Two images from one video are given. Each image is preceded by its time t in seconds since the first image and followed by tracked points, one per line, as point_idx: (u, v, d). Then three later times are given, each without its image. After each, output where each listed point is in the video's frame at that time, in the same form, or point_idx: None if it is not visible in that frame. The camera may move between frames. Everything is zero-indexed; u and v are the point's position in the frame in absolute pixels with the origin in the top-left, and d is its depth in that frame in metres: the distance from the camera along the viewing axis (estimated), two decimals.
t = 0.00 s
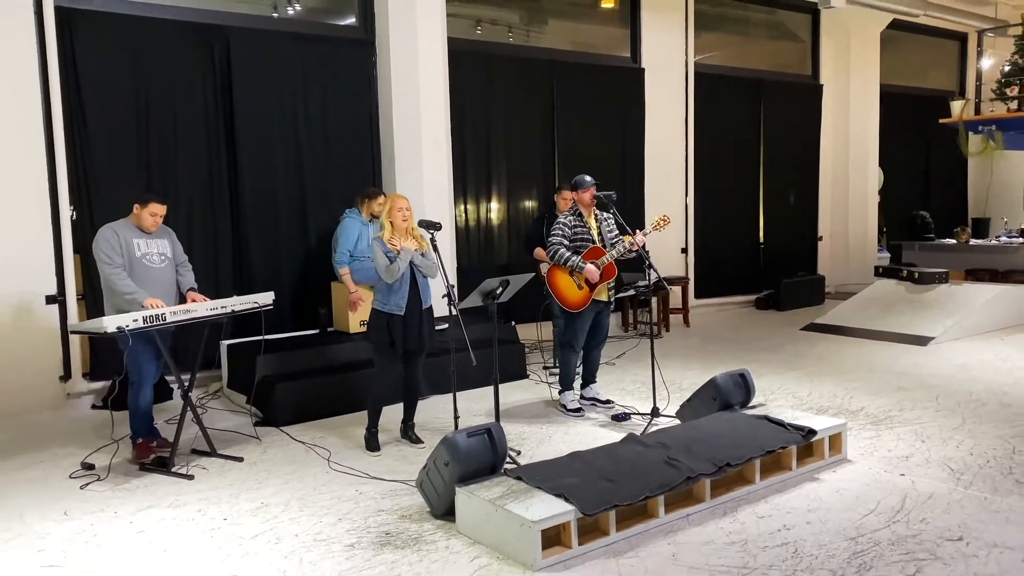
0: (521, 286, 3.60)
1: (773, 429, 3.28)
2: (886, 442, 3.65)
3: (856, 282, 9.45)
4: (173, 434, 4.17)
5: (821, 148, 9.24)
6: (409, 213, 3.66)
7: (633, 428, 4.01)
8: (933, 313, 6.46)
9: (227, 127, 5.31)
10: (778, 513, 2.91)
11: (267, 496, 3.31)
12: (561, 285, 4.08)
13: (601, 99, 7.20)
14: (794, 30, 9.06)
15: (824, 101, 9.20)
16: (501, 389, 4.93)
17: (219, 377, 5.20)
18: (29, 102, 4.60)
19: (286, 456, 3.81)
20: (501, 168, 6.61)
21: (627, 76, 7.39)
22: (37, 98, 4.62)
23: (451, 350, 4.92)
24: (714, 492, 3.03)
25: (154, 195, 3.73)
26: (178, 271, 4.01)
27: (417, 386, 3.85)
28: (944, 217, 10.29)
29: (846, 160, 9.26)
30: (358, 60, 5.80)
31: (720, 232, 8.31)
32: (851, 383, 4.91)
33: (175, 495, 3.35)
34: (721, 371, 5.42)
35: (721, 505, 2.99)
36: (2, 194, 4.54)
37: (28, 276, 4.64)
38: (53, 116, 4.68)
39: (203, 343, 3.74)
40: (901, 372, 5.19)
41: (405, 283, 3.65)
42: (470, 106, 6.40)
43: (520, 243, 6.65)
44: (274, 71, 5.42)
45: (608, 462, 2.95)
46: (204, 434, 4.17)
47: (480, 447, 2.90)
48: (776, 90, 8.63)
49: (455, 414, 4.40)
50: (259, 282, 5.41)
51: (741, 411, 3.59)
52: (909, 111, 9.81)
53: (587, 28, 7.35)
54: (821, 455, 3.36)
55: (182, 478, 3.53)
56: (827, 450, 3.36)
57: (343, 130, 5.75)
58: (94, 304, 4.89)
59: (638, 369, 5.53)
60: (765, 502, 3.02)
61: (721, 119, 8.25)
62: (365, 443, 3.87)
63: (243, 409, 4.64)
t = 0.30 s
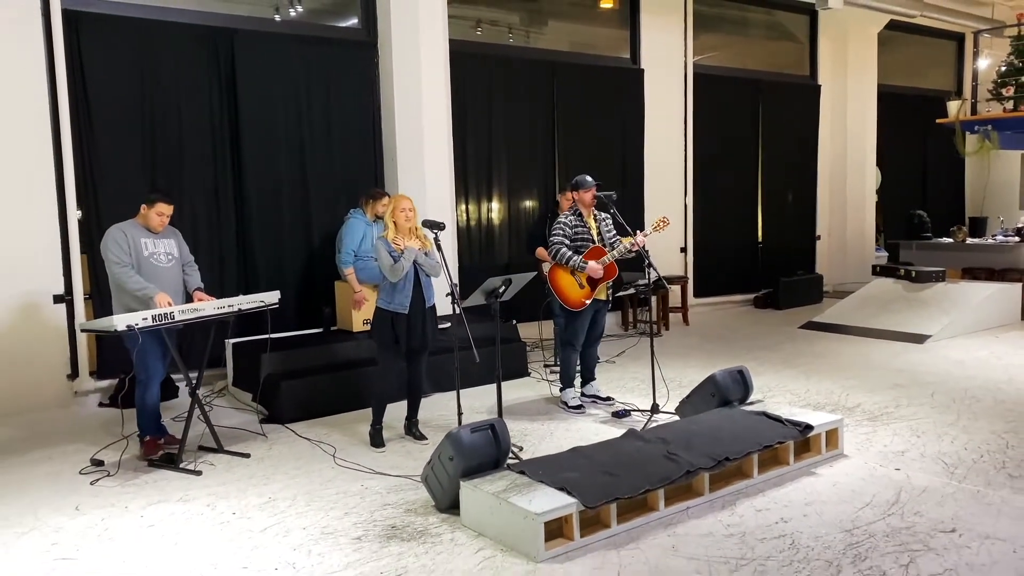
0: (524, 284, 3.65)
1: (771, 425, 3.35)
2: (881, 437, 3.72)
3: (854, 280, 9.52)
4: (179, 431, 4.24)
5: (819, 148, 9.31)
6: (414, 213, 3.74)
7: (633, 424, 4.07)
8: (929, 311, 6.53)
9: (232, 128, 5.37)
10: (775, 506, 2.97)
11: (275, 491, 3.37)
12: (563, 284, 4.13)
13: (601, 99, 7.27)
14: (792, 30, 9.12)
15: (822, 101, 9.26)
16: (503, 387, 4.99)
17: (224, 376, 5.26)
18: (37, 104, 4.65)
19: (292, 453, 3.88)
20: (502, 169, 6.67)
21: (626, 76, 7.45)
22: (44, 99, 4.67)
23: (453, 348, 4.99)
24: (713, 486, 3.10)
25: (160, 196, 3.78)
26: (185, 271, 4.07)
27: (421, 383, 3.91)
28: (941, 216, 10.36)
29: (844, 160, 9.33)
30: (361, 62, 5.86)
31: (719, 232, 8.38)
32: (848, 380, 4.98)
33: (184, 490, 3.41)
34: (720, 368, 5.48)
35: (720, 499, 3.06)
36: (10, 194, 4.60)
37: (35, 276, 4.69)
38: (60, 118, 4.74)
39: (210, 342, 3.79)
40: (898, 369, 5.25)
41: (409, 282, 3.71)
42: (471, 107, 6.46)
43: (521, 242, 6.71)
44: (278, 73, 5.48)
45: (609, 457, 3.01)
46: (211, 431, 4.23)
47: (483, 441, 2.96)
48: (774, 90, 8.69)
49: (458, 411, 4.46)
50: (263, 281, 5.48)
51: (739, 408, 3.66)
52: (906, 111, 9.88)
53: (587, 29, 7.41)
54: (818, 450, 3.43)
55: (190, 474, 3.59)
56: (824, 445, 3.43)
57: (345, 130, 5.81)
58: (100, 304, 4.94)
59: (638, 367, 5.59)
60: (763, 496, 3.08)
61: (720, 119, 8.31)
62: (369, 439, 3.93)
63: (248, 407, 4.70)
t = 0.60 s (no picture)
0: (523, 283, 3.71)
1: (766, 421, 3.40)
2: (875, 433, 3.78)
3: (852, 280, 9.58)
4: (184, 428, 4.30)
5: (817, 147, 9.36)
6: (412, 213, 3.78)
7: (630, 421, 4.14)
8: (925, 309, 6.59)
9: (235, 129, 5.43)
10: (770, 500, 3.03)
11: (278, 487, 3.43)
12: (562, 283, 4.18)
13: (600, 100, 7.32)
14: (790, 30, 9.17)
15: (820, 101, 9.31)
16: (503, 385, 5.05)
17: (227, 374, 5.32)
18: (41, 106, 4.71)
19: (295, 449, 3.93)
20: (502, 169, 6.73)
21: (625, 77, 7.50)
22: (48, 102, 4.72)
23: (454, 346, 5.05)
24: (709, 481, 3.15)
25: (163, 197, 3.84)
26: (188, 270, 4.12)
27: (421, 381, 3.97)
28: (939, 215, 10.42)
29: (841, 160, 9.38)
30: (362, 64, 5.92)
31: (718, 231, 8.44)
32: (845, 378, 5.03)
33: (189, 486, 3.47)
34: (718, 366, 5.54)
35: (716, 493, 3.11)
36: (16, 195, 4.66)
37: (40, 275, 4.75)
38: (65, 119, 4.79)
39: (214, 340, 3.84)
40: (893, 367, 5.31)
41: (406, 281, 3.76)
42: (471, 107, 6.52)
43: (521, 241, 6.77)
44: (280, 76, 5.54)
45: (607, 452, 3.06)
46: (215, 428, 4.29)
47: (484, 437, 3.02)
48: (771, 90, 8.74)
49: (458, 409, 4.52)
50: (266, 281, 5.54)
51: (735, 404, 3.71)
52: (904, 111, 9.93)
53: (586, 30, 7.47)
54: (813, 446, 3.48)
55: (195, 470, 3.65)
56: (819, 441, 3.49)
57: (346, 131, 5.87)
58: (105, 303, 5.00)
59: (636, 365, 5.65)
60: (758, 490, 3.14)
61: (718, 120, 8.37)
62: (371, 436, 3.99)
63: (251, 405, 4.76)
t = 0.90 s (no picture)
0: (519, 282, 3.78)
1: (758, 417, 3.47)
2: (866, 429, 3.85)
3: (849, 279, 9.64)
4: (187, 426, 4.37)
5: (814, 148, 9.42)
6: (404, 213, 3.88)
7: (626, 418, 4.20)
8: (920, 308, 6.65)
9: (236, 130, 5.50)
10: (761, 494, 3.10)
11: (279, 482, 3.50)
12: (558, 283, 4.21)
13: (597, 101, 7.39)
14: (786, 31, 9.23)
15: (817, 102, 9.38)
16: (501, 383, 5.12)
17: (229, 373, 5.40)
18: (46, 108, 4.77)
19: (297, 446, 4.01)
20: (501, 171, 6.81)
21: (622, 78, 7.57)
22: (53, 104, 4.79)
23: (453, 345, 5.12)
24: (701, 476, 3.22)
25: (163, 197, 3.91)
26: (190, 269, 4.20)
27: (418, 379, 4.04)
28: (936, 214, 10.49)
29: (838, 160, 9.45)
30: (362, 66, 5.99)
31: (715, 231, 8.51)
32: (839, 375, 5.10)
33: (193, 482, 3.54)
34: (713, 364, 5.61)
35: (708, 487, 3.18)
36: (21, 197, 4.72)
37: (45, 275, 4.81)
38: (69, 121, 4.86)
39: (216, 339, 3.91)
40: (886, 365, 5.37)
41: (399, 281, 3.84)
42: (470, 109, 6.59)
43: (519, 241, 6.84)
44: (281, 77, 5.61)
45: (600, 447, 3.12)
46: (218, 426, 4.37)
47: (482, 433, 3.09)
48: (768, 91, 8.81)
49: (456, 406, 4.59)
50: (267, 281, 5.62)
51: (728, 401, 3.78)
52: (900, 111, 10.00)
53: (583, 32, 7.54)
54: (804, 441, 3.55)
55: (198, 466, 3.71)
56: (810, 436, 3.55)
57: (346, 132, 5.94)
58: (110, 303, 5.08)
59: (633, 363, 5.72)
60: (750, 484, 3.21)
61: (715, 120, 8.44)
62: (371, 433, 4.06)
63: (253, 403, 4.83)
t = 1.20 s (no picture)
0: (515, 282, 3.86)
1: (749, 412, 3.54)
2: (857, 425, 3.92)
3: (846, 279, 9.71)
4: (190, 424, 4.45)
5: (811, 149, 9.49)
6: (397, 215, 3.97)
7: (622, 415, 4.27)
8: (915, 307, 6.72)
9: (238, 133, 5.59)
10: (752, 487, 3.17)
11: (281, 477, 3.58)
12: (556, 283, 4.29)
13: (596, 103, 7.47)
14: (783, 33, 9.29)
15: (813, 103, 9.45)
16: (500, 381, 5.19)
17: (231, 372, 5.48)
18: (53, 111, 4.84)
19: (298, 443, 4.08)
20: (500, 173, 6.89)
21: (620, 81, 7.65)
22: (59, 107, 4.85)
23: (452, 344, 5.19)
24: (694, 470, 3.29)
25: (165, 200, 3.98)
26: (194, 269, 4.29)
27: (415, 377, 4.11)
28: (933, 215, 10.56)
29: (835, 161, 9.51)
30: (362, 70, 6.07)
31: (713, 231, 8.58)
32: (833, 373, 5.17)
33: (197, 478, 3.62)
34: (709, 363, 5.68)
35: (700, 481, 3.25)
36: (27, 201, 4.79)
37: (51, 276, 4.89)
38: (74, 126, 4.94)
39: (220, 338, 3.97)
40: (880, 363, 5.45)
41: (392, 281, 3.93)
42: (469, 112, 6.67)
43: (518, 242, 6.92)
44: (281, 81, 5.69)
45: (594, 441, 3.20)
46: (221, 424, 4.44)
47: (479, 429, 3.17)
48: (765, 93, 8.87)
49: (455, 405, 4.66)
50: (269, 282, 5.70)
51: (721, 397, 3.85)
52: (897, 112, 10.07)
53: (582, 35, 7.61)
54: (795, 437, 3.62)
55: (202, 463, 3.79)
56: (801, 432, 3.63)
57: (346, 136, 6.02)
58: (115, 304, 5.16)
59: (630, 362, 5.79)
60: (741, 478, 3.28)
61: (712, 122, 8.52)
62: (371, 430, 4.14)
63: (255, 402, 4.91)
